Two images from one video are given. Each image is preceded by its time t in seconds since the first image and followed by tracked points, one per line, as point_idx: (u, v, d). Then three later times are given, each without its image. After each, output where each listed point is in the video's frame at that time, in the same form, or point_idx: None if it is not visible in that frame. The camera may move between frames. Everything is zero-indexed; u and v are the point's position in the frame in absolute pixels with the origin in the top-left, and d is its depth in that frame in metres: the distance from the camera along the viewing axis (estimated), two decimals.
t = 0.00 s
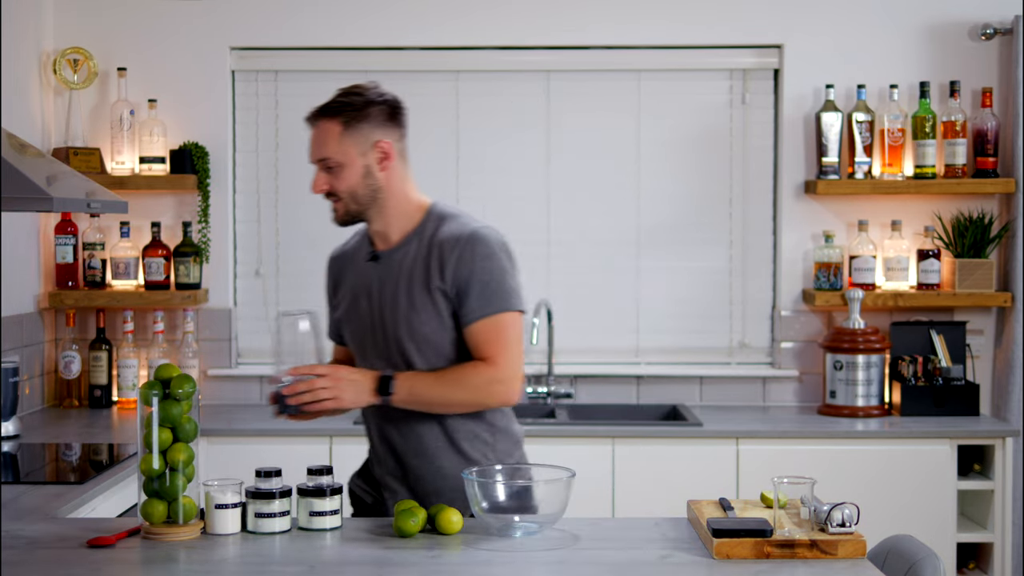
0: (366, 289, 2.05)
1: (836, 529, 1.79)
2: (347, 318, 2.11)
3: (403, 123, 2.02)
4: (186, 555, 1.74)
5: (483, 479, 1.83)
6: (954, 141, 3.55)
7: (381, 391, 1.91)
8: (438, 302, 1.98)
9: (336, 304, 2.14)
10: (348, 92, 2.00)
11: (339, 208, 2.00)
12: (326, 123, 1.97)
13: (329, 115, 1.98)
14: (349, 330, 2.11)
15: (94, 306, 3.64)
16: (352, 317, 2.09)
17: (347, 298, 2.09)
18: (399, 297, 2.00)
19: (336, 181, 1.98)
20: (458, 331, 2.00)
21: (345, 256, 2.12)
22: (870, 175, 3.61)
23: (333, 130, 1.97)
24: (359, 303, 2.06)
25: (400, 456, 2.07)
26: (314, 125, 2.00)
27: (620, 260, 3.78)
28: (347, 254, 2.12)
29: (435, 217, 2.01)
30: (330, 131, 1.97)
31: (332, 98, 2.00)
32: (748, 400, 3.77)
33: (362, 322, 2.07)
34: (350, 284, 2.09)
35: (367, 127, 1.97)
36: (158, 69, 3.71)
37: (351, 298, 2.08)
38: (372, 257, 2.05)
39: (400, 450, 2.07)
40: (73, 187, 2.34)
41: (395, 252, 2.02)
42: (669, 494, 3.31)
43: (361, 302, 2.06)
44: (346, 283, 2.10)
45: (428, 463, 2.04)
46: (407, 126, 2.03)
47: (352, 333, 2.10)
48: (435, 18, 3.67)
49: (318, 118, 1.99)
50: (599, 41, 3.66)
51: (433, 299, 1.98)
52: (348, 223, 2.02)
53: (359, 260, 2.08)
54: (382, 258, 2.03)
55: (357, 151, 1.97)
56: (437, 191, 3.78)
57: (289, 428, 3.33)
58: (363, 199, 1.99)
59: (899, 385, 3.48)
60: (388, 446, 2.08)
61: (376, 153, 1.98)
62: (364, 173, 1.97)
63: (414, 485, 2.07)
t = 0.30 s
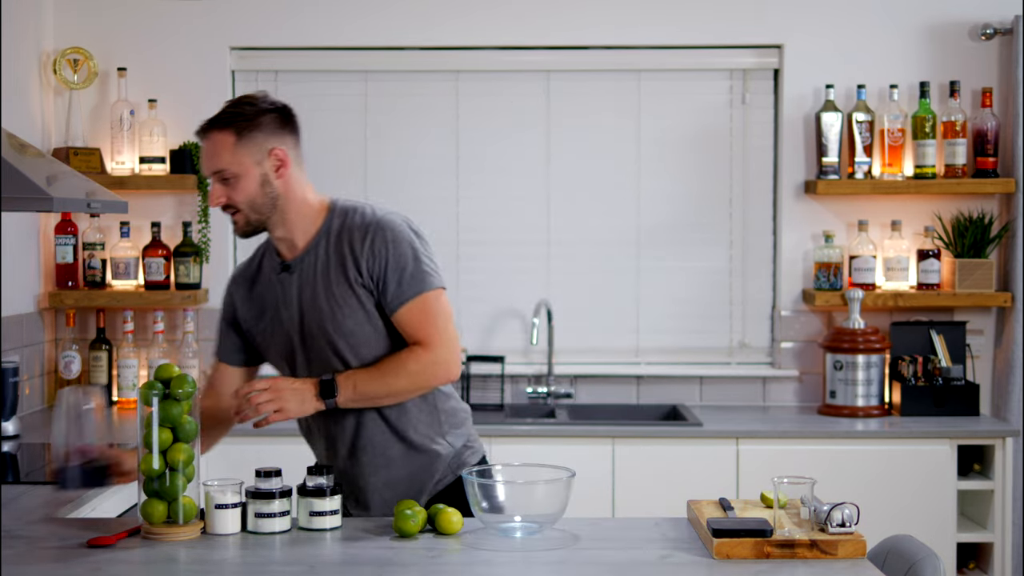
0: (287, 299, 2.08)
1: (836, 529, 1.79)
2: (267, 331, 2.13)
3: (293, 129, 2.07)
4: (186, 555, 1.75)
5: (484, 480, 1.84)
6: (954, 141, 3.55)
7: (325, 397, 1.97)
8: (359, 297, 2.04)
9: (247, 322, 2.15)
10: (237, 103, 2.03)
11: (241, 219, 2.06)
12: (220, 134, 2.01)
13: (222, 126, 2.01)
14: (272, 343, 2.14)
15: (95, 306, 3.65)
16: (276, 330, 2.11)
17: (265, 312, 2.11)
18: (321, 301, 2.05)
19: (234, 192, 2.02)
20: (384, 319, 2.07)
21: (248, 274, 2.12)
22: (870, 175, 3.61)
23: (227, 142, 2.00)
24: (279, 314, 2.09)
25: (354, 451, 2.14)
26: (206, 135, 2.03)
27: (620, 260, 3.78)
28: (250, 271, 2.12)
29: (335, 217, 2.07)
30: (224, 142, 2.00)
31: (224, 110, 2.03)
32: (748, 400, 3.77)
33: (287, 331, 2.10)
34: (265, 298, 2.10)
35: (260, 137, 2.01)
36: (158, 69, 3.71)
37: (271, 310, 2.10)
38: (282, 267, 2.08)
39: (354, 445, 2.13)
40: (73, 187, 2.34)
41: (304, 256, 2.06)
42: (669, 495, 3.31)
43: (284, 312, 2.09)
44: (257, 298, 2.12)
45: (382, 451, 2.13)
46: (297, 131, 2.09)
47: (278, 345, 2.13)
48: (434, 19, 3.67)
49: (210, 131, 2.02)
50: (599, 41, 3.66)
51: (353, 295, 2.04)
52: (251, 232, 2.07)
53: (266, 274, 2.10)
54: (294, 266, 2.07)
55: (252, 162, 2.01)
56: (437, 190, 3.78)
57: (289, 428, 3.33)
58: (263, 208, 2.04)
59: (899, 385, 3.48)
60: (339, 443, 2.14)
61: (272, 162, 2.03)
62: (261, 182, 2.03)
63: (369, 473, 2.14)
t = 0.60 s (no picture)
0: (251, 314, 2.01)
1: (836, 529, 1.79)
2: (228, 353, 2.05)
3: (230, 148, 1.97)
4: (186, 555, 1.75)
5: (484, 480, 1.84)
6: (954, 141, 3.55)
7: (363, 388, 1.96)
8: (337, 291, 2.03)
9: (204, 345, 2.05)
10: (177, 125, 1.91)
11: (191, 243, 1.94)
12: (165, 157, 1.89)
13: (166, 149, 1.89)
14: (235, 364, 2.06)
15: (95, 306, 3.64)
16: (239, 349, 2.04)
17: (224, 333, 2.03)
18: (292, 306, 2.01)
19: (185, 216, 1.91)
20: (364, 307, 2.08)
21: (196, 298, 2.03)
22: (870, 175, 3.61)
23: (175, 166, 1.89)
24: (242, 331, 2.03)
25: (348, 451, 2.13)
26: (148, 161, 1.90)
27: (620, 260, 3.78)
28: (196, 295, 2.04)
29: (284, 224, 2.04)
30: (172, 164, 1.89)
31: (165, 134, 1.91)
32: (748, 400, 3.77)
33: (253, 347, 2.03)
34: (221, 319, 2.03)
35: (208, 157, 1.91)
36: (158, 69, 3.71)
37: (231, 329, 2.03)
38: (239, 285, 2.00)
39: (347, 446, 2.13)
40: (73, 187, 2.33)
41: (260, 269, 2.00)
42: (669, 495, 3.31)
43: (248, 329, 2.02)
44: (214, 318, 2.03)
45: (376, 446, 2.14)
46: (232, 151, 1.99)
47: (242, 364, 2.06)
48: (434, 19, 3.67)
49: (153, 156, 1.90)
50: (599, 41, 3.66)
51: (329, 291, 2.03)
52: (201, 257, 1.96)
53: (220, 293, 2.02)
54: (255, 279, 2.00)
55: (202, 184, 1.90)
56: (437, 190, 3.78)
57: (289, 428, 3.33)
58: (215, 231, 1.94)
59: (899, 385, 3.48)
60: (329, 446, 2.13)
61: (221, 182, 1.93)
62: (212, 204, 1.92)
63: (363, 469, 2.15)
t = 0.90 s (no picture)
0: (260, 310, 1.99)
1: (836, 529, 1.79)
2: (237, 350, 2.02)
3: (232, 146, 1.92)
4: (186, 555, 1.74)
5: (483, 480, 1.84)
6: (954, 141, 3.55)
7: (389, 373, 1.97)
8: (351, 285, 2.03)
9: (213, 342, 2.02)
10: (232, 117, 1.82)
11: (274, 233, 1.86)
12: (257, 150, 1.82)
13: (253, 141, 1.82)
14: (242, 362, 2.03)
15: (94, 306, 3.64)
16: (247, 347, 2.01)
17: (231, 331, 2.00)
18: (303, 301, 1.99)
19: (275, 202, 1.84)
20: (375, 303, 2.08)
21: (203, 295, 1.99)
22: (870, 175, 3.61)
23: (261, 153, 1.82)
24: (249, 329, 2.00)
25: (356, 447, 2.12)
26: (238, 150, 1.78)
27: (620, 260, 3.78)
28: (201, 294, 1.99)
29: (291, 221, 2.02)
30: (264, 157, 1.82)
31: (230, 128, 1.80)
32: (748, 400, 3.76)
33: (263, 344, 2.01)
34: (227, 317, 1.99)
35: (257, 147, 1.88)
36: (158, 69, 3.71)
37: (237, 326, 2.00)
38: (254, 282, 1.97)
39: (355, 441, 2.11)
40: (73, 187, 2.33)
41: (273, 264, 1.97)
42: (669, 495, 3.31)
43: (257, 325, 1.99)
44: (223, 315, 1.99)
45: (383, 441, 2.13)
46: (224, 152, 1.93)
47: (249, 363, 2.03)
48: (434, 18, 3.66)
49: (237, 147, 1.78)
50: (599, 41, 3.66)
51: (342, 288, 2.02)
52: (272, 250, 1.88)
53: (225, 291, 1.98)
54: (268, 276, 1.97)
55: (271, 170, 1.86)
56: (437, 191, 3.78)
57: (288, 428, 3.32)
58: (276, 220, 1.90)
59: (899, 385, 3.48)
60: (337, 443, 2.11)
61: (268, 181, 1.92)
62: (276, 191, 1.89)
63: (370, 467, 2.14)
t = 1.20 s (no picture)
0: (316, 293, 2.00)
1: (836, 529, 1.79)
2: (289, 332, 2.01)
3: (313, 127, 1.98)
4: (186, 555, 1.75)
5: (484, 479, 1.84)
6: (954, 141, 3.55)
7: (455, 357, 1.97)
8: (409, 278, 2.06)
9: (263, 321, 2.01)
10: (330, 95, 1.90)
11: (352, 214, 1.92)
12: (348, 132, 1.88)
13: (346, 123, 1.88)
14: (292, 346, 2.03)
15: (95, 306, 3.64)
16: (299, 330, 2.01)
17: (284, 314, 2.00)
18: (360, 289, 2.01)
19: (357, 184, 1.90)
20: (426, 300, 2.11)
21: (259, 272, 1.99)
22: (870, 175, 3.61)
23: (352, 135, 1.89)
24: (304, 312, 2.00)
25: (392, 441, 2.11)
26: (335, 128, 1.85)
27: (619, 260, 3.78)
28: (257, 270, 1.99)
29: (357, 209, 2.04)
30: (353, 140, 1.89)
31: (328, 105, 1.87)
32: (748, 400, 3.76)
33: (317, 326, 2.01)
34: (281, 299, 1.99)
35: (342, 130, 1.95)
36: (158, 69, 3.71)
37: (291, 310, 2.00)
38: (311, 262, 1.99)
39: (391, 435, 2.11)
40: (73, 187, 2.34)
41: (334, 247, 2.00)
42: (669, 495, 3.31)
43: (310, 310, 2.00)
44: (278, 294, 1.99)
45: (417, 439, 2.12)
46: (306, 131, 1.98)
47: (300, 347, 2.03)
48: (434, 19, 3.67)
49: (332, 124, 1.85)
50: (599, 41, 3.66)
51: (398, 279, 2.04)
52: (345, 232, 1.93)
53: (283, 272, 1.99)
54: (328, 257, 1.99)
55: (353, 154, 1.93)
56: (437, 191, 3.78)
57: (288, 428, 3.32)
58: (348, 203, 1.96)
59: (899, 385, 3.48)
60: (374, 436, 2.10)
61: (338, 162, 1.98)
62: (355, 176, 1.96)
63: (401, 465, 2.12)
